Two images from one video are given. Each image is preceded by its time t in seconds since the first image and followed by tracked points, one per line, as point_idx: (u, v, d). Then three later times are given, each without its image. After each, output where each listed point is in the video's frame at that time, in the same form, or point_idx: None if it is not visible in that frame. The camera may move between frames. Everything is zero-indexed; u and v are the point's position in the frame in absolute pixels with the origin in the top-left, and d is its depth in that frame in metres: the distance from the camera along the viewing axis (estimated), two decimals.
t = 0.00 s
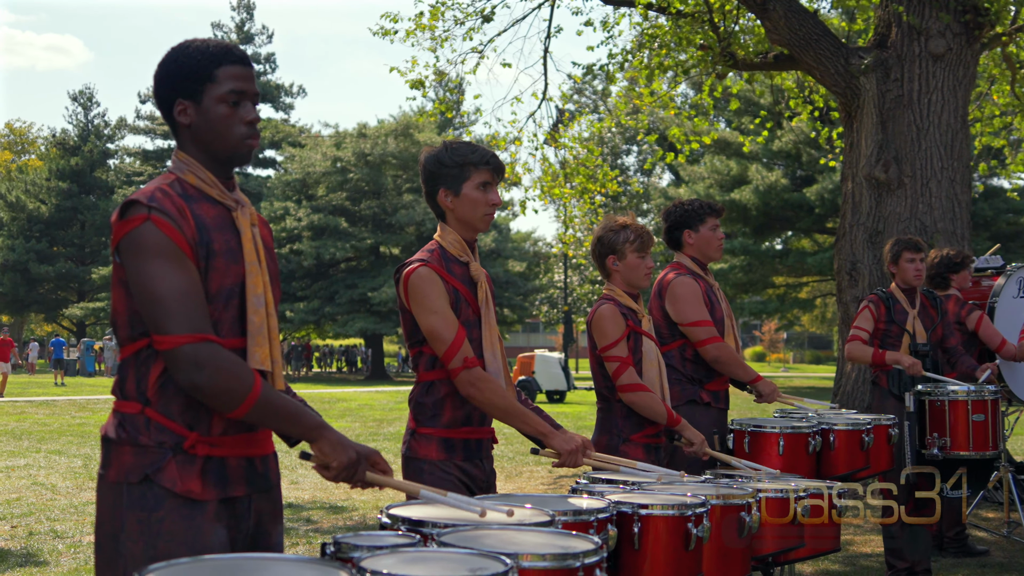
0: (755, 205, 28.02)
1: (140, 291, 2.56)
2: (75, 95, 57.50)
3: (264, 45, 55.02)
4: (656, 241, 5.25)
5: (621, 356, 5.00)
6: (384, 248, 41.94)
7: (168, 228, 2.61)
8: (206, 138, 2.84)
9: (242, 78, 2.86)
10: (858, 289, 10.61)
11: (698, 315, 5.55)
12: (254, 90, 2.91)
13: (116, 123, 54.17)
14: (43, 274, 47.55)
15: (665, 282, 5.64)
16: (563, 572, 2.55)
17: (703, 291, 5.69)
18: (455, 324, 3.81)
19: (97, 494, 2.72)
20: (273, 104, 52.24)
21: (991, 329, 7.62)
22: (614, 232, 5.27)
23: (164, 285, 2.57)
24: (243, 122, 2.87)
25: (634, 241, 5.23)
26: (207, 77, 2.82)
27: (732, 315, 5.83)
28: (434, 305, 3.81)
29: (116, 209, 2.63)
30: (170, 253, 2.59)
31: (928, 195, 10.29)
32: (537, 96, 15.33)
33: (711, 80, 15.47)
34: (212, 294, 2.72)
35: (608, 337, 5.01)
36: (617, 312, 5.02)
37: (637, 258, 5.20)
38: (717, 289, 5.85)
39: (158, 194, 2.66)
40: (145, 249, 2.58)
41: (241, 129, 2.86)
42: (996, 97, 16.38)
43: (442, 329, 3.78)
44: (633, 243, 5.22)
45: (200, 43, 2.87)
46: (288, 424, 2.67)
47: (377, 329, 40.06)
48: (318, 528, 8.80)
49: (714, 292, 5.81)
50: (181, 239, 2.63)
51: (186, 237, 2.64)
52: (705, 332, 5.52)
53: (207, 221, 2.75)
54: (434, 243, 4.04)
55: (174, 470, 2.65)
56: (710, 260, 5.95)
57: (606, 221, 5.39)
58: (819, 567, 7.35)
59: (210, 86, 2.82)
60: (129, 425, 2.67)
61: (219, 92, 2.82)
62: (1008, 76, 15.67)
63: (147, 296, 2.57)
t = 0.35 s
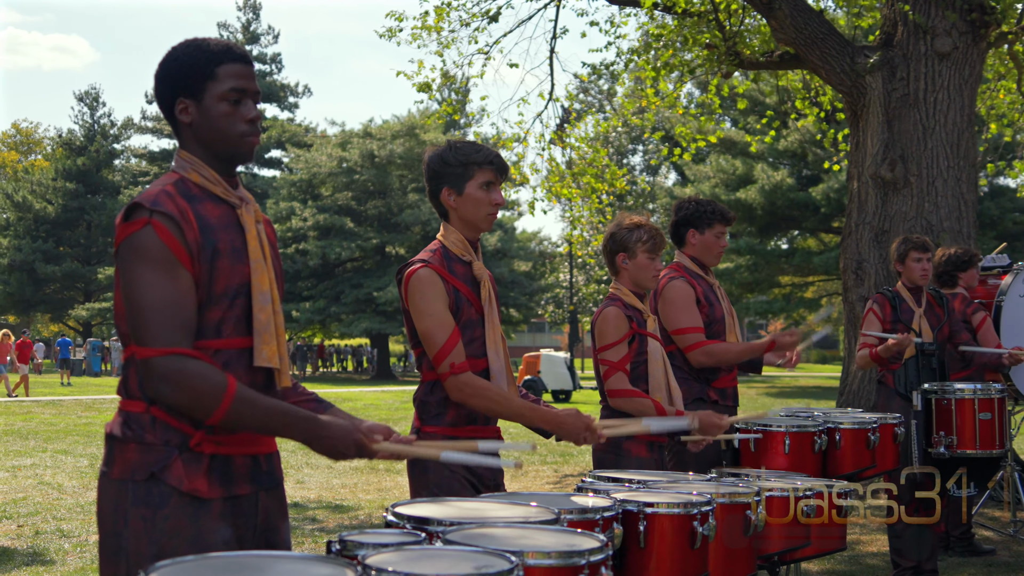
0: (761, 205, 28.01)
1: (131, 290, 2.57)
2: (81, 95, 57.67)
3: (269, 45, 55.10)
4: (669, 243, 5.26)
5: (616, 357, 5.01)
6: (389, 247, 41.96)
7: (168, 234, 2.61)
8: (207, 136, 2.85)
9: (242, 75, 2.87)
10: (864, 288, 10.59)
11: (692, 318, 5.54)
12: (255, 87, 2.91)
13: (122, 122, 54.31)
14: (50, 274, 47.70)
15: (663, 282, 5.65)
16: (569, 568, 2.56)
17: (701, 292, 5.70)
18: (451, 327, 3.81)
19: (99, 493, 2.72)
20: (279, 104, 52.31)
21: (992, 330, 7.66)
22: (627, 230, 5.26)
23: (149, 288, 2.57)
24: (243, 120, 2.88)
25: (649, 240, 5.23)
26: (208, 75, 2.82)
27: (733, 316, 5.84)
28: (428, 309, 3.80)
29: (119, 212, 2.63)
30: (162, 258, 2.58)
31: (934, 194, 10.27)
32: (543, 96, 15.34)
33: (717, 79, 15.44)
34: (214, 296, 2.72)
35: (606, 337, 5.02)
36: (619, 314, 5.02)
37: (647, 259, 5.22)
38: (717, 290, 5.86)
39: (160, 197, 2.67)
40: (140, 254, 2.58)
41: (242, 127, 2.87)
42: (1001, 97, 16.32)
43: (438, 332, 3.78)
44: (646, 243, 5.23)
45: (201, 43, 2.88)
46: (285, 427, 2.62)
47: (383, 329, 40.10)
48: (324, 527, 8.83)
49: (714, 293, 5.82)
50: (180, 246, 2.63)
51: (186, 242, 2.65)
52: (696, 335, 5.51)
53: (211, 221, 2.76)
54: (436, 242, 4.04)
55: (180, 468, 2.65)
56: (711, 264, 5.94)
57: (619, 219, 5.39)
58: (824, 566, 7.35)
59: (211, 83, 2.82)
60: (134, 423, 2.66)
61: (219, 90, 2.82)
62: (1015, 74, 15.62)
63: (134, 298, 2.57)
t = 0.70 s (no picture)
0: (767, 204, 27.99)
1: (95, 280, 2.59)
2: (88, 95, 57.83)
3: (276, 44, 55.19)
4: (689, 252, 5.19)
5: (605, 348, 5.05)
6: (396, 247, 42.03)
7: (139, 224, 2.62)
8: (213, 124, 2.85)
9: (248, 65, 2.89)
10: (871, 287, 10.60)
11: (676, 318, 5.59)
12: (262, 78, 2.93)
13: (128, 122, 54.43)
14: (57, 274, 47.87)
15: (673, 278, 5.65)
16: (577, 561, 2.56)
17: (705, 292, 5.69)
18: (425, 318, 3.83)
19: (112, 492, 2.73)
20: (285, 103, 52.39)
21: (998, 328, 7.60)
22: (655, 230, 5.20)
23: (112, 277, 2.59)
24: (251, 108, 2.88)
25: (673, 243, 5.16)
26: (213, 65, 2.85)
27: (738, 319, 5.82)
28: (409, 298, 3.81)
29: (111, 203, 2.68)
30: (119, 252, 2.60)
31: (942, 192, 10.25)
32: (551, 95, 15.38)
33: (724, 78, 15.44)
34: (208, 288, 2.70)
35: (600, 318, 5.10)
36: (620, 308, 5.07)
37: (665, 262, 5.15)
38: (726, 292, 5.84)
39: (147, 189, 2.69)
40: (110, 244, 2.60)
41: (249, 116, 2.88)
42: (1007, 96, 16.34)
43: (402, 314, 3.79)
44: (668, 246, 5.16)
45: (206, 35, 2.90)
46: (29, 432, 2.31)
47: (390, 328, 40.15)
48: (331, 524, 8.85)
49: (722, 293, 5.81)
50: (154, 237, 2.64)
51: (167, 233, 2.66)
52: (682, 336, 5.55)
53: (209, 212, 2.75)
54: (445, 238, 4.06)
55: (187, 463, 2.65)
56: (719, 262, 5.97)
57: (643, 218, 5.36)
58: (831, 564, 7.34)
59: (217, 73, 2.85)
60: (142, 418, 2.67)
61: (226, 79, 2.84)
62: None
63: (97, 288, 2.58)
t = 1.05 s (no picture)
0: (773, 204, 27.96)
1: (103, 291, 2.60)
2: (94, 96, 58.01)
3: (282, 45, 55.26)
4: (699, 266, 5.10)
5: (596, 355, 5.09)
6: (402, 247, 42.06)
7: (146, 234, 2.62)
8: (224, 130, 2.87)
9: (261, 70, 2.90)
10: (878, 287, 10.52)
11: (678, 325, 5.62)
12: (273, 83, 2.94)
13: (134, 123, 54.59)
14: (64, 274, 48.03)
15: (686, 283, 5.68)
16: (583, 563, 2.56)
17: (713, 295, 5.68)
18: (430, 330, 3.89)
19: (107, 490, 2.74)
20: (291, 104, 52.48)
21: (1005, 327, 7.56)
22: (666, 241, 5.11)
23: (127, 292, 2.61)
24: (261, 114, 2.90)
25: (678, 256, 5.08)
26: (224, 70, 2.85)
27: (748, 318, 5.78)
28: (417, 311, 3.88)
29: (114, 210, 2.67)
30: (125, 259, 2.60)
31: (948, 192, 10.22)
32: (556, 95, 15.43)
33: (729, 78, 15.39)
34: (211, 294, 2.71)
35: (600, 332, 5.09)
36: (620, 315, 5.09)
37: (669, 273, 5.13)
38: (736, 291, 5.82)
39: (152, 196, 2.69)
40: (117, 254, 2.60)
41: (259, 122, 2.89)
42: (1013, 95, 16.26)
43: (411, 331, 3.90)
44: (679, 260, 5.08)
45: (219, 38, 2.91)
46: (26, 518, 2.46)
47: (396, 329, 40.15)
48: (337, 524, 8.87)
49: (731, 294, 5.79)
50: (159, 245, 2.64)
51: (171, 241, 2.66)
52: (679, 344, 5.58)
53: (214, 219, 2.76)
54: (456, 241, 4.08)
55: (185, 465, 2.66)
56: (731, 262, 5.95)
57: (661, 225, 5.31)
58: (839, 565, 7.31)
59: (228, 79, 2.85)
60: (141, 418, 2.68)
61: (238, 85, 2.86)
62: None
63: (106, 302, 2.60)
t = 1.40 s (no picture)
0: (778, 204, 27.94)
1: (116, 300, 2.63)
2: (99, 97, 58.13)
3: (286, 45, 55.33)
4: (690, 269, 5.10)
5: (598, 361, 5.12)
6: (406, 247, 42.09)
7: (153, 241, 2.65)
8: (226, 132, 2.88)
9: (262, 72, 2.91)
10: (882, 288, 10.55)
11: (688, 323, 5.64)
12: (275, 85, 2.95)
13: (139, 123, 54.69)
14: (69, 274, 48.20)
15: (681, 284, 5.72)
16: (587, 565, 2.57)
17: (718, 295, 5.71)
18: (442, 331, 3.86)
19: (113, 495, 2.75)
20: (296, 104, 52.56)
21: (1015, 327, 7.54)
22: (659, 247, 5.11)
23: (140, 300, 2.64)
24: (264, 116, 2.90)
25: (661, 264, 5.06)
26: (225, 74, 2.86)
27: (752, 317, 5.79)
28: (429, 312, 3.86)
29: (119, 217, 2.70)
30: (137, 268, 2.63)
31: (953, 193, 10.21)
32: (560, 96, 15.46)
33: (733, 79, 15.39)
34: (210, 298, 2.71)
35: (597, 338, 5.14)
36: (616, 318, 5.12)
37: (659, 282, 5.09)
38: (738, 291, 5.84)
39: (153, 200, 2.71)
40: (125, 262, 2.64)
41: (262, 124, 2.90)
42: (1017, 96, 16.26)
43: (425, 334, 3.86)
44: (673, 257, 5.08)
45: (220, 42, 2.92)
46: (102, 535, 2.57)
47: (400, 329, 40.18)
48: (341, 525, 8.89)
49: (733, 294, 5.80)
50: (163, 250, 2.66)
51: (174, 245, 2.68)
52: (688, 342, 5.60)
53: (214, 223, 2.77)
54: (459, 242, 4.09)
55: (186, 469, 2.68)
56: (732, 260, 5.94)
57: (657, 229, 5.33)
58: (843, 566, 7.31)
59: (230, 82, 2.86)
60: (142, 422, 2.69)
61: (239, 88, 2.86)
62: None
63: (120, 310, 2.63)
